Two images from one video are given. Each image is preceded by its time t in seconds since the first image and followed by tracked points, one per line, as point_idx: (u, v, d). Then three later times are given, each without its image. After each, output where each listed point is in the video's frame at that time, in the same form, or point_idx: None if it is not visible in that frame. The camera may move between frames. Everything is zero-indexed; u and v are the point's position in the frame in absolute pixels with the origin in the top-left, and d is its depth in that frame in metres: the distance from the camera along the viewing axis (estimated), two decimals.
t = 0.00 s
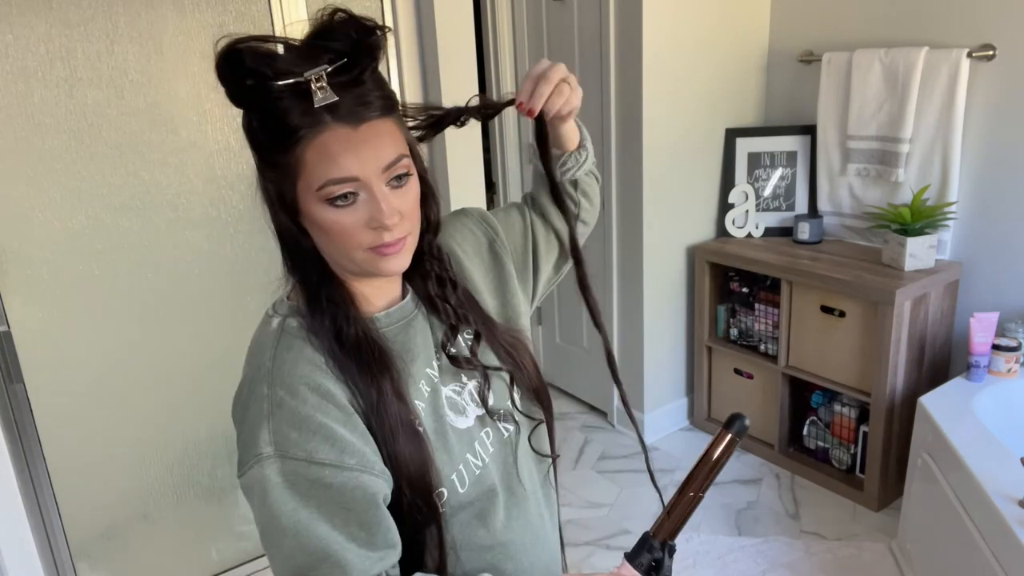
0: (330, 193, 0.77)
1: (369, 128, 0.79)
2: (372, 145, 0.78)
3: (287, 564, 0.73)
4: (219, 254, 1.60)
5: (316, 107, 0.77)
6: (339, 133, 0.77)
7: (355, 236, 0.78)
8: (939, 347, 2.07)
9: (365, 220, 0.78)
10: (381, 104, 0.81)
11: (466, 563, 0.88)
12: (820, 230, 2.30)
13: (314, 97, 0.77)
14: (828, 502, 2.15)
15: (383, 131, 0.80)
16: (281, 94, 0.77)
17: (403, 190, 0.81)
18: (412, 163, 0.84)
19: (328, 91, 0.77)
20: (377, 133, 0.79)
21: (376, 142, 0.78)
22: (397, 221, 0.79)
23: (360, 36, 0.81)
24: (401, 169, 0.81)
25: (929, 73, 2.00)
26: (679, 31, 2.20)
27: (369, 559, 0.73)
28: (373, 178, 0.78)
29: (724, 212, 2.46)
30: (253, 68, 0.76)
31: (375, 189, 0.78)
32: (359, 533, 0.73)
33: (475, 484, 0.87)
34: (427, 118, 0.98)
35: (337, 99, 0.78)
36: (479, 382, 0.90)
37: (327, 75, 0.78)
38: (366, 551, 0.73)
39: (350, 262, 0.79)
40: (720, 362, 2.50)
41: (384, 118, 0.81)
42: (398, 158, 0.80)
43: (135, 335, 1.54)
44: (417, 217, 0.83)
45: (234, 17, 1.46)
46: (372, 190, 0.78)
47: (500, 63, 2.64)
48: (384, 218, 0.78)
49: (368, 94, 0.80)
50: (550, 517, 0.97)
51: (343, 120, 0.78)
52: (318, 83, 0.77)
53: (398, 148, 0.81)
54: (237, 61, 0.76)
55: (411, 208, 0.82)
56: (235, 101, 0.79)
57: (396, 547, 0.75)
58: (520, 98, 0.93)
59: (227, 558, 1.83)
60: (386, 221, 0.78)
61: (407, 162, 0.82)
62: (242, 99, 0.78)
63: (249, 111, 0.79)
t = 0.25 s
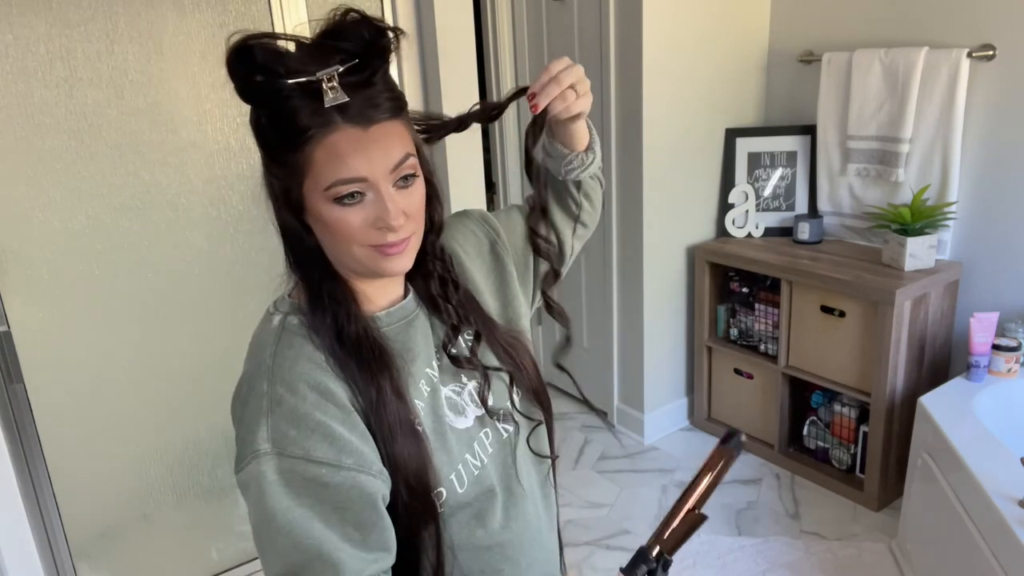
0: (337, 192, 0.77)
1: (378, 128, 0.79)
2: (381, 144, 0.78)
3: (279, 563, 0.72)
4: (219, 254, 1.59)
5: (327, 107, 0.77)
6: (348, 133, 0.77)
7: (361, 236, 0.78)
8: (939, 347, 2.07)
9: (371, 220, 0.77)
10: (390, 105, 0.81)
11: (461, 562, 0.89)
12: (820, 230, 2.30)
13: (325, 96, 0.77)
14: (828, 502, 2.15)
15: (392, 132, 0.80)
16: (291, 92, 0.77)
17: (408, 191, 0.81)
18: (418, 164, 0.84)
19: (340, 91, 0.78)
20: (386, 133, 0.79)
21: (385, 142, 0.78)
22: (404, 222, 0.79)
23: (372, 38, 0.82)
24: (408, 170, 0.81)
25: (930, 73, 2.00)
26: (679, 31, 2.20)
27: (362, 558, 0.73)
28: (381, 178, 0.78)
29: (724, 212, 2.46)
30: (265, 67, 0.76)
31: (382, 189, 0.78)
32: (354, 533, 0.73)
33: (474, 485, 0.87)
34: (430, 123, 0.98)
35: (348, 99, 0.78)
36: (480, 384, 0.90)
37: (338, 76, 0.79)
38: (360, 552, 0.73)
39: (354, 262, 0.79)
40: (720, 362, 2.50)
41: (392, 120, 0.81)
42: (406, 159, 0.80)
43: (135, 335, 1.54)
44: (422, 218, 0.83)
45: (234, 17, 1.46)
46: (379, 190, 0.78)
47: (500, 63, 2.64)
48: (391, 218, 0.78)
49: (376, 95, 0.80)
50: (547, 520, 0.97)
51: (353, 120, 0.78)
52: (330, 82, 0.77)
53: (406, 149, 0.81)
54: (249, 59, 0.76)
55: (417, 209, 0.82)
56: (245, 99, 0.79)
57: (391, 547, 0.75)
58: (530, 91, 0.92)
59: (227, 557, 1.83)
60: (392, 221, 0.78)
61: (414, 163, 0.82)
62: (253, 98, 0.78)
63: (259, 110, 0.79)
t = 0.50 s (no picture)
0: (344, 194, 0.77)
1: (389, 130, 0.79)
2: (393, 153, 0.79)
3: (271, 564, 0.72)
4: (219, 254, 1.59)
5: (338, 108, 0.77)
6: (358, 134, 0.78)
7: (367, 238, 0.79)
8: (939, 347, 2.07)
9: (378, 223, 0.78)
10: (403, 109, 0.82)
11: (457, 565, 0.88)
12: (820, 231, 2.30)
13: (336, 98, 0.77)
14: (828, 502, 2.15)
15: (402, 135, 0.80)
16: (304, 91, 0.76)
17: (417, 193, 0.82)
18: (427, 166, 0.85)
19: (351, 93, 0.77)
20: (397, 140, 0.80)
21: (394, 144, 0.79)
22: (411, 225, 0.80)
23: (385, 41, 0.82)
24: (416, 173, 0.81)
25: (929, 73, 2.00)
26: (679, 31, 2.20)
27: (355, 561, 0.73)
28: (389, 181, 0.78)
29: (724, 212, 2.46)
30: (278, 65, 0.76)
31: (390, 192, 0.78)
32: (349, 535, 0.73)
33: (472, 485, 0.87)
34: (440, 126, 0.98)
35: (359, 101, 0.78)
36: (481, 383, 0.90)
37: (350, 78, 0.79)
38: (354, 554, 0.73)
39: (359, 263, 0.80)
40: (720, 362, 2.50)
41: (403, 122, 0.82)
42: (414, 162, 0.81)
43: (135, 336, 1.54)
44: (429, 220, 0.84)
45: (234, 17, 1.46)
46: (388, 193, 0.78)
47: (500, 63, 2.64)
48: (397, 221, 0.78)
49: (389, 98, 0.80)
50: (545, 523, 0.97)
51: (365, 121, 0.78)
52: (341, 84, 0.77)
53: (415, 152, 0.81)
54: (263, 57, 0.76)
55: (424, 210, 0.83)
56: (256, 96, 0.79)
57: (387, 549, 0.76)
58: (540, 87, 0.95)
59: (227, 557, 1.83)
60: (399, 224, 0.78)
61: (422, 165, 0.82)
62: (265, 94, 0.78)
63: (270, 107, 0.79)
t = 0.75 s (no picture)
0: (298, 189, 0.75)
1: (349, 121, 0.75)
2: (352, 142, 0.75)
3: None
4: (218, 254, 1.58)
5: (296, 88, 0.74)
6: (313, 124, 0.74)
7: (325, 238, 0.76)
8: (939, 347, 2.07)
9: (333, 222, 0.75)
10: (383, 96, 0.79)
11: None
12: (820, 230, 2.30)
13: (294, 77, 0.74)
14: (828, 503, 2.15)
15: (365, 127, 0.76)
16: (270, 72, 0.75)
17: (382, 192, 0.78)
18: (405, 162, 0.80)
19: (309, 72, 0.74)
20: (362, 130, 0.76)
21: (353, 137, 0.75)
22: (370, 225, 0.76)
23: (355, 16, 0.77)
24: (380, 168, 0.77)
25: (930, 73, 2.00)
26: (679, 31, 2.20)
27: None
28: (344, 177, 0.75)
29: (724, 212, 2.46)
30: (245, 43, 0.75)
31: (345, 188, 0.75)
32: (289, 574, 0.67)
33: (462, 530, 0.82)
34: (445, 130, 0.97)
35: (318, 81, 0.75)
36: (485, 425, 0.86)
37: (312, 55, 0.75)
38: None
39: (320, 265, 0.77)
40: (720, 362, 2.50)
41: (388, 112, 0.79)
42: (377, 155, 0.76)
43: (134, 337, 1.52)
44: (399, 220, 0.79)
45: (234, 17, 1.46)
46: (342, 189, 0.75)
47: (501, 64, 2.64)
48: (352, 221, 0.75)
49: (370, 83, 0.78)
50: None
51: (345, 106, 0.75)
52: (299, 62, 0.74)
53: (379, 144, 0.77)
54: (228, 35, 0.75)
55: (389, 213, 0.78)
56: (233, 77, 0.79)
57: None
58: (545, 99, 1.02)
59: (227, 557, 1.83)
60: (355, 224, 0.75)
61: (388, 159, 0.78)
62: (236, 75, 0.77)
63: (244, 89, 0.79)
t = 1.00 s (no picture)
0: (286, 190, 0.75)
1: (339, 121, 0.75)
2: (342, 143, 0.75)
3: None
4: (219, 254, 1.58)
5: (284, 88, 0.74)
6: (301, 124, 0.74)
7: (316, 240, 0.76)
8: (939, 347, 2.07)
9: (324, 223, 0.75)
10: (374, 94, 0.79)
11: None
12: (820, 230, 2.30)
13: (282, 77, 0.74)
14: (828, 502, 2.15)
15: (355, 126, 0.76)
16: (258, 72, 0.75)
17: (373, 193, 0.78)
18: (396, 161, 0.80)
19: (297, 71, 0.74)
20: (352, 130, 0.76)
21: (343, 137, 0.75)
22: (361, 226, 0.76)
23: (343, 15, 0.77)
24: (371, 167, 0.77)
25: (930, 73, 2.00)
26: (679, 31, 2.20)
27: None
28: (334, 177, 0.75)
29: (724, 212, 2.46)
30: (230, 43, 0.75)
31: (336, 189, 0.75)
32: None
33: (458, 539, 0.82)
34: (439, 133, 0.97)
35: (307, 80, 0.74)
36: (483, 431, 0.87)
37: (299, 54, 0.75)
38: None
39: (311, 267, 0.77)
40: (720, 362, 2.50)
41: (379, 110, 0.79)
42: (367, 154, 0.76)
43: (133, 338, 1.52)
44: (391, 221, 0.79)
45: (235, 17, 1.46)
46: (333, 190, 0.75)
47: (501, 64, 2.64)
48: (344, 222, 0.75)
49: (360, 81, 0.77)
50: None
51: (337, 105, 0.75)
52: (287, 62, 0.74)
53: (370, 144, 0.77)
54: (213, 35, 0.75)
55: (381, 214, 0.78)
56: (219, 78, 0.79)
57: None
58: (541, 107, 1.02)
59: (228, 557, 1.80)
60: (347, 225, 0.75)
61: (378, 159, 0.77)
62: (225, 76, 0.77)
63: (231, 89, 0.78)
